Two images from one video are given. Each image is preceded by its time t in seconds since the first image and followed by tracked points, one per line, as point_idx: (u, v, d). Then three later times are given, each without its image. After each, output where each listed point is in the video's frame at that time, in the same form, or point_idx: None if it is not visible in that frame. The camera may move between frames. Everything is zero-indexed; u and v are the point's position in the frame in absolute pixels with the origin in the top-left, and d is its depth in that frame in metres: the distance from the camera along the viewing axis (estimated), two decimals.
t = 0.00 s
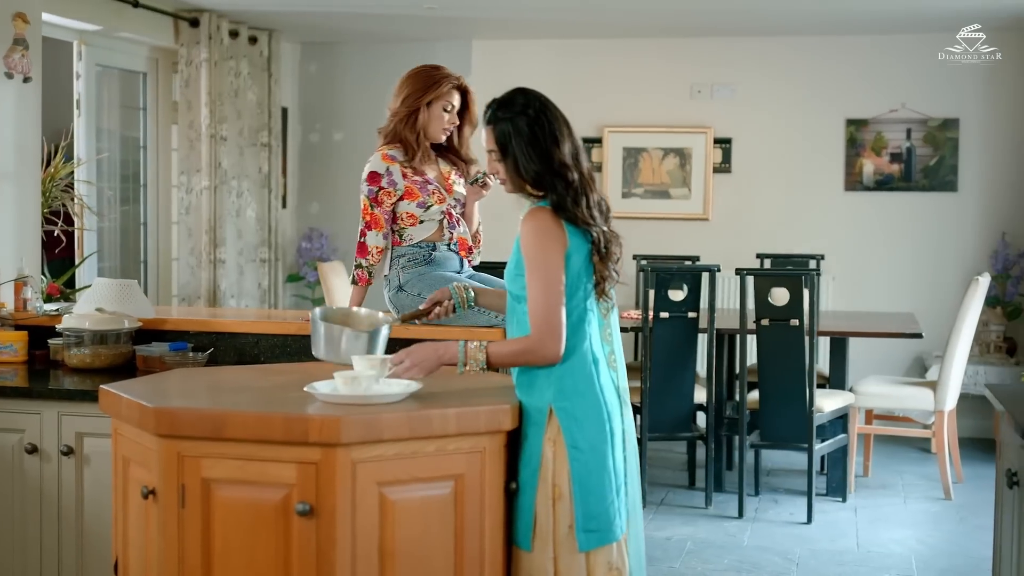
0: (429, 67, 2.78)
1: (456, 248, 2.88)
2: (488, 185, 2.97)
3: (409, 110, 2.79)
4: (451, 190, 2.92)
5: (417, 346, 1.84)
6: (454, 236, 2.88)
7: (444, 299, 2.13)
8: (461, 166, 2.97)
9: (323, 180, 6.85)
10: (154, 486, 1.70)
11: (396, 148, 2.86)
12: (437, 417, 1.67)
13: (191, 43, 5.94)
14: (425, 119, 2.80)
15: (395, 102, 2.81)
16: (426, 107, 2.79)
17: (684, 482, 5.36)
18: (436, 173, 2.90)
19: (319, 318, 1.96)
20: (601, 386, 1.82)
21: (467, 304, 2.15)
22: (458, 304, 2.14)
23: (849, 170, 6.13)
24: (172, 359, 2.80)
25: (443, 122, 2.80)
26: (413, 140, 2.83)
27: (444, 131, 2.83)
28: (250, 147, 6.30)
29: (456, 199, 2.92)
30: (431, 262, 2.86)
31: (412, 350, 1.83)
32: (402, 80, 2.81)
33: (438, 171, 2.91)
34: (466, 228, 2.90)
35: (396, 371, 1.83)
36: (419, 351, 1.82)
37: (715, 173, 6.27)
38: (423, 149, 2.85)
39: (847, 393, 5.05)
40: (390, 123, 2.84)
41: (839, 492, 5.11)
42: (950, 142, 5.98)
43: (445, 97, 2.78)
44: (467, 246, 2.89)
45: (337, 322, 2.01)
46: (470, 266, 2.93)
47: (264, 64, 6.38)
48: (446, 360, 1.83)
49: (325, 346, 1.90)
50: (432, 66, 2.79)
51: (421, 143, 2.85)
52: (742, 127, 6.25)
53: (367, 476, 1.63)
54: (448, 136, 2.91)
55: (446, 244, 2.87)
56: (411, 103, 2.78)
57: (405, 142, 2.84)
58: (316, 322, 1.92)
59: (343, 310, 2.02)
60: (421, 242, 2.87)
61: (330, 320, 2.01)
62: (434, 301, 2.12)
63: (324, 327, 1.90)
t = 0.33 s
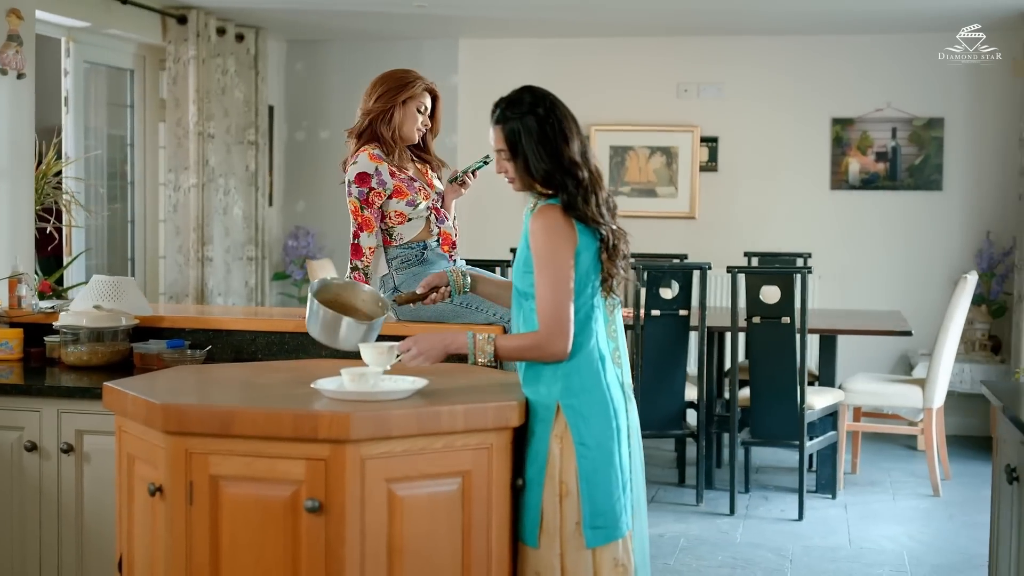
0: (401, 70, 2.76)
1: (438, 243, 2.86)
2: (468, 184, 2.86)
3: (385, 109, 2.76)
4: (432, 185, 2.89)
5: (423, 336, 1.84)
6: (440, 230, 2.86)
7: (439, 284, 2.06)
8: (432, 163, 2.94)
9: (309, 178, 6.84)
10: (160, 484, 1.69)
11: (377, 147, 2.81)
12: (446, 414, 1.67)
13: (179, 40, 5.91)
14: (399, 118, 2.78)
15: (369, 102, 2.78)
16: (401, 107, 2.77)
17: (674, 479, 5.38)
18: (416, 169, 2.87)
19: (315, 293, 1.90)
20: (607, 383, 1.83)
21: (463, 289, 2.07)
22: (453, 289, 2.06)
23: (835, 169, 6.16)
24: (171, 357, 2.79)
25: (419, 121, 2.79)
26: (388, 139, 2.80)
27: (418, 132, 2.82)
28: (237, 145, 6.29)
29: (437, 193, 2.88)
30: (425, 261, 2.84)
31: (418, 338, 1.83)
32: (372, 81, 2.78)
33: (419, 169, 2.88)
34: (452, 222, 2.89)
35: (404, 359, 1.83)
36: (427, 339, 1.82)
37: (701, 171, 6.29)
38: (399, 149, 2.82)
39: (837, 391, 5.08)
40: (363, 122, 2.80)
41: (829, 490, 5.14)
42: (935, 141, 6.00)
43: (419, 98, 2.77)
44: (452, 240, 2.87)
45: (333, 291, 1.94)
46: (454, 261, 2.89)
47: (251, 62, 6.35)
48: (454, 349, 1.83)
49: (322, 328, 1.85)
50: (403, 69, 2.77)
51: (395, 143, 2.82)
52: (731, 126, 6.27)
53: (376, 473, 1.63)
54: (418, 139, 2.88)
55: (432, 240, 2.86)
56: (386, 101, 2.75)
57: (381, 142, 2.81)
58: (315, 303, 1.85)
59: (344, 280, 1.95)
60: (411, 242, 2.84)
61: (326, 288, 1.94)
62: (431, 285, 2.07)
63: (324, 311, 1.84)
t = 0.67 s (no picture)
0: (414, 72, 2.75)
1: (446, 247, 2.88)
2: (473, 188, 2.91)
3: (396, 113, 2.77)
4: (440, 189, 2.91)
5: (436, 336, 1.84)
6: (447, 234, 2.88)
7: (450, 288, 2.07)
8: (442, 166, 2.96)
9: (299, 179, 6.82)
10: (174, 487, 1.69)
11: (387, 150, 2.82)
12: (461, 416, 1.68)
13: (169, 41, 5.88)
14: (410, 121, 2.78)
15: (380, 104, 2.78)
16: (412, 111, 2.77)
17: (667, 480, 5.39)
18: (424, 172, 2.88)
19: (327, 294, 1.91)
20: (619, 384, 1.84)
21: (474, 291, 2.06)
22: (464, 292, 2.06)
23: (823, 169, 6.18)
24: (173, 359, 2.78)
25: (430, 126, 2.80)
26: (398, 142, 2.81)
27: (427, 136, 2.83)
28: (226, 145, 6.29)
29: (444, 197, 2.91)
30: (431, 262, 2.85)
31: (432, 338, 1.84)
32: (384, 81, 2.77)
33: (427, 171, 2.90)
34: (457, 227, 2.91)
35: (417, 359, 1.84)
36: (441, 340, 1.83)
37: (690, 172, 6.31)
38: (409, 152, 2.83)
39: (830, 391, 5.10)
40: (374, 124, 2.80)
41: (822, 489, 5.16)
42: (923, 141, 6.04)
43: (431, 102, 2.78)
44: (460, 244, 2.89)
45: (345, 290, 1.96)
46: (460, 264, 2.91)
47: (240, 63, 6.37)
48: (468, 351, 1.84)
49: (335, 337, 1.86)
50: (417, 71, 2.76)
51: (406, 146, 2.83)
52: (723, 126, 6.28)
53: (392, 475, 1.63)
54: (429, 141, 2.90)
55: (439, 242, 2.87)
56: (397, 105, 2.76)
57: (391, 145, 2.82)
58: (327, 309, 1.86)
59: (357, 280, 1.97)
60: (418, 244, 2.85)
61: (338, 286, 1.96)
62: (441, 289, 2.07)
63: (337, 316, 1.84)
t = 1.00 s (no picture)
0: (421, 73, 2.75)
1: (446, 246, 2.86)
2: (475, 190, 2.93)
3: (399, 113, 2.77)
4: (441, 188, 2.91)
5: (448, 336, 1.85)
6: (447, 234, 2.86)
7: (461, 287, 2.07)
8: (443, 167, 2.96)
9: (286, 179, 6.80)
10: (187, 487, 1.68)
11: (389, 149, 2.82)
12: (474, 414, 1.68)
13: (158, 40, 5.85)
14: (412, 122, 2.79)
15: (384, 102, 2.79)
16: (416, 111, 2.77)
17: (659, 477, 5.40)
18: (426, 173, 2.88)
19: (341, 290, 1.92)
20: (630, 382, 1.85)
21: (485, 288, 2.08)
22: (475, 290, 2.08)
23: (810, 167, 6.19)
24: (175, 359, 2.78)
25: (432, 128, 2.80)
26: (399, 142, 2.81)
27: (429, 138, 2.83)
28: (215, 144, 6.26)
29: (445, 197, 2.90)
30: (432, 261, 2.84)
31: (444, 338, 1.84)
32: (391, 80, 2.78)
33: (429, 171, 2.90)
34: (459, 227, 2.89)
35: (429, 360, 1.84)
36: (452, 341, 1.83)
37: (677, 170, 6.32)
38: (410, 151, 2.83)
39: (821, 387, 5.12)
40: (376, 123, 2.81)
41: (815, 485, 5.18)
42: (909, 139, 6.07)
43: (435, 104, 2.78)
44: (460, 244, 2.87)
45: (362, 285, 1.98)
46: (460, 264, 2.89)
47: (228, 62, 6.35)
48: (479, 351, 1.84)
49: (350, 339, 1.88)
50: (424, 71, 2.76)
51: (408, 146, 2.83)
52: (714, 125, 6.30)
53: (407, 473, 1.63)
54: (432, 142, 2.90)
55: (438, 241, 2.85)
56: (400, 105, 2.76)
57: (392, 144, 2.82)
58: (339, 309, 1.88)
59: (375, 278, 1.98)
60: (419, 243, 2.84)
61: (354, 281, 1.97)
62: (452, 289, 2.08)
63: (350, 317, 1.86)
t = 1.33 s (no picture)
0: (423, 72, 2.74)
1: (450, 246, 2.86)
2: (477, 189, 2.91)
3: (400, 113, 2.76)
4: (443, 189, 2.90)
5: (457, 336, 1.84)
6: (451, 233, 2.87)
7: (469, 287, 2.07)
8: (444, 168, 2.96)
9: (273, 179, 6.77)
10: (197, 489, 1.67)
11: (390, 148, 2.81)
12: (487, 415, 1.67)
13: (147, 39, 5.80)
14: (414, 122, 2.78)
15: (385, 102, 2.78)
16: (417, 111, 2.76)
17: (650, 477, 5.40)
18: (427, 172, 2.87)
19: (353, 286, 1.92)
20: (640, 382, 1.84)
21: (493, 288, 2.07)
22: (482, 289, 2.07)
23: (798, 167, 6.19)
24: (175, 360, 2.76)
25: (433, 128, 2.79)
26: (400, 142, 2.80)
27: (431, 138, 2.82)
28: (203, 144, 6.23)
29: (446, 196, 2.89)
30: (433, 261, 2.84)
31: (452, 339, 1.83)
32: (392, 80, 2.77)
33: (431, 170, 2.89)
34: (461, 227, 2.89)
35: (438, 361, 1.83)
36: (461, 341, 1.82)
37: (666, 170, 6.31)
38: (411, 151, 2.82)
39: (814, 387, 5.13)
40: (377, 123, 2.80)
41: (807, 485, 5.19)
42: (897, 139, 6.08)
43: (436, 104, 2.77)
44: (462, 243, 2.87)
45: (372, 282, 1.98)
46: (461, 264, 2.89)
47: (216, 61, 6.32)
48: (489, 351, 1.83)
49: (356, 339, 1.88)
50: (426, 71, 2.75)
51: (409, 146, 2.82)
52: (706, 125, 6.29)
53: (420, 475, 1.62)
54: (433, 142, 2.89)
55: (442, 242, 2.85)
56: (401, 105, 2.75)
57: (393, 144, 2.81)
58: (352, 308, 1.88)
59: (385, 275, 1.98)
60: (420, 243, 2.83)
61: (364, 278, 1.97)
62: (459, 288, 2.07)
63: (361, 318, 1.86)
